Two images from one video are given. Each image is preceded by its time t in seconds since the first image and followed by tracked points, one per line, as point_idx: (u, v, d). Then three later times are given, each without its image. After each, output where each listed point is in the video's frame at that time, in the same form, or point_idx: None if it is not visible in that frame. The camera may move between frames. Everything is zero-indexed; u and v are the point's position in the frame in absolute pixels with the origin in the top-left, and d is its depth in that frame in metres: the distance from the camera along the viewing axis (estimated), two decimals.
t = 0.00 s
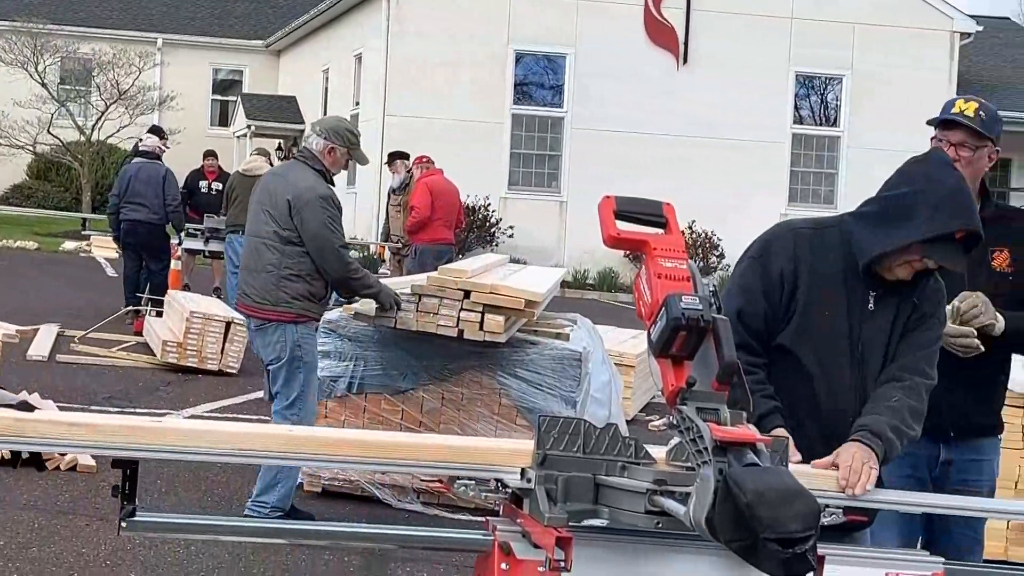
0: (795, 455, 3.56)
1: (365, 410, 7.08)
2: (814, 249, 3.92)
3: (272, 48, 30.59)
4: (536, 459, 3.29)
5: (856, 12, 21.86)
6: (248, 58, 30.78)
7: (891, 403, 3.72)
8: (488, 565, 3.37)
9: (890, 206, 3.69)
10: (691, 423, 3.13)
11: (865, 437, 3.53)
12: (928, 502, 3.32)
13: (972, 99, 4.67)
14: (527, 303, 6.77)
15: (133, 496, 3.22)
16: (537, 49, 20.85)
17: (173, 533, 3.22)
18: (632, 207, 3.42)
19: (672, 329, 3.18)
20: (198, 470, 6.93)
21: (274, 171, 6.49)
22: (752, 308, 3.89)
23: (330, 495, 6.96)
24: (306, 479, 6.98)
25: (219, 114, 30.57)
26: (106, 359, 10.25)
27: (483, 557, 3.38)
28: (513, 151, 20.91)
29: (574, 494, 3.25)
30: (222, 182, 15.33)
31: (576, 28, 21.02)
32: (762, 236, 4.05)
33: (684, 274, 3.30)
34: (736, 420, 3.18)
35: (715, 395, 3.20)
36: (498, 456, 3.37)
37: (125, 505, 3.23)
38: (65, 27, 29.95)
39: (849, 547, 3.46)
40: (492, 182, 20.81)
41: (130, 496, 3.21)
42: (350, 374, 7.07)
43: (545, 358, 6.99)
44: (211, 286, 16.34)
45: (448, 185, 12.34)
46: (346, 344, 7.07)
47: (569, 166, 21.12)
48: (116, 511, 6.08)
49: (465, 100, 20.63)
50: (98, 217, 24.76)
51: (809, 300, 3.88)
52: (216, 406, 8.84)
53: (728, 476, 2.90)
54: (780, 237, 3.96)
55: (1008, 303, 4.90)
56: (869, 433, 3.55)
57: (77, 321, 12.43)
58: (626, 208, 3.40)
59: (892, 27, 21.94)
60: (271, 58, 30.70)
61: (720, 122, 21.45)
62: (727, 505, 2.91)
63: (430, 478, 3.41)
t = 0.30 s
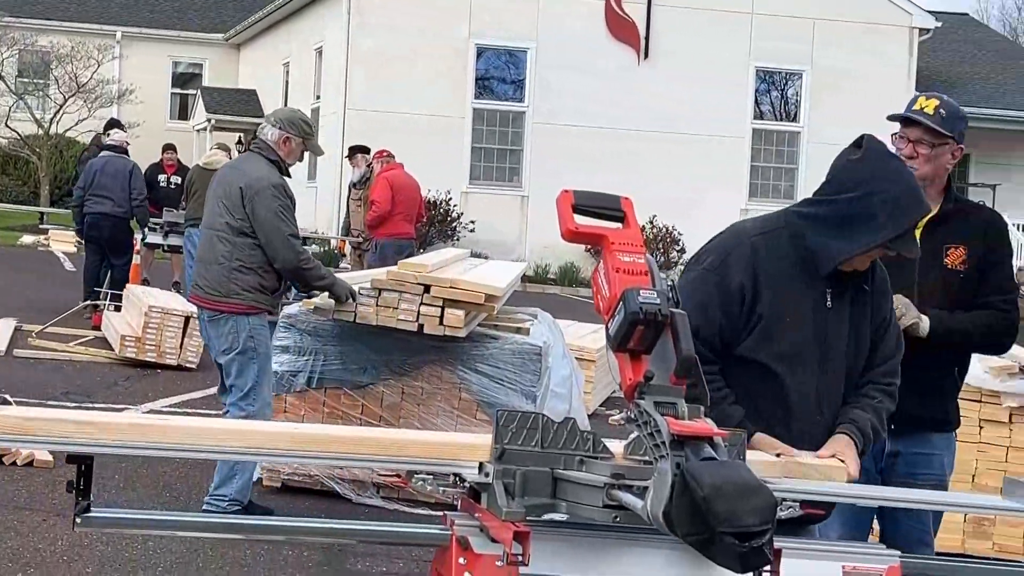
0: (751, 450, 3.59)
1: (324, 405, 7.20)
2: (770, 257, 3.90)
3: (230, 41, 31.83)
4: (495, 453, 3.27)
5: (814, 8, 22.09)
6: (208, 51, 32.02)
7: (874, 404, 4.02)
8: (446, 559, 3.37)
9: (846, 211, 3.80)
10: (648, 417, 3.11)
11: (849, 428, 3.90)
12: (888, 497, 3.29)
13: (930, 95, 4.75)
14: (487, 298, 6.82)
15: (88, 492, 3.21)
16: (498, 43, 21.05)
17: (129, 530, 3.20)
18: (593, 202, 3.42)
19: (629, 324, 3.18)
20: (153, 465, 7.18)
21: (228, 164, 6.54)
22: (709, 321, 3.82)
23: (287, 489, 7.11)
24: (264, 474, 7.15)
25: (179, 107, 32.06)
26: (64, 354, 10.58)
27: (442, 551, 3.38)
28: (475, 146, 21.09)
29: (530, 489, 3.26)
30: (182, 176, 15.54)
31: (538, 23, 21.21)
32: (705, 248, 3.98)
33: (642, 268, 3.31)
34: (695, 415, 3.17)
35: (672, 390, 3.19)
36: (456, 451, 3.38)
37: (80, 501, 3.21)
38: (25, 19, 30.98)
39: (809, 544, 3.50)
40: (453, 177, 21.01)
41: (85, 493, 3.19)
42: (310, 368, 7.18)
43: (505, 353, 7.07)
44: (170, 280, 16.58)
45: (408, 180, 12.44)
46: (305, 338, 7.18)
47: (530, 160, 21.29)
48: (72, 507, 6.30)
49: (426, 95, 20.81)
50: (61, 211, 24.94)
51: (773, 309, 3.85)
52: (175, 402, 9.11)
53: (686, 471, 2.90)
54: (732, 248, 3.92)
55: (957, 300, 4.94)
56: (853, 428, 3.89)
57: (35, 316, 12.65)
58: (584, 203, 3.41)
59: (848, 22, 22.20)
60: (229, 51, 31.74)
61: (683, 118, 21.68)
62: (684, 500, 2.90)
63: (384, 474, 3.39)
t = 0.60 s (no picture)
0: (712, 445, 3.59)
1: (289, 400, 7.22)
2: (759, 255, 3.80)
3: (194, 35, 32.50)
4: (458, 448, 3.28)
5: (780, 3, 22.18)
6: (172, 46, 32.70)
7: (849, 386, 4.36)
8: (411, 554, 3.35)
9: (822, 205, 3.81)
10: (611, 411, 3.11)
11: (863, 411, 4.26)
12: (849, 491, 3.30)
13: (903, 94, 4.75)
14: (451, 293, 7.09)
15: (49, 487, 3.19)
16: (463, 37, 21.15)
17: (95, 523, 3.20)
18: (554, 196, 3.42)
19: (593, 318, 3.19)
20: (118, 461, 7.23)
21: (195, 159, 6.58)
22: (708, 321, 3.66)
23: (252, 484, 7.15)
24: (228, 470, 7.16)
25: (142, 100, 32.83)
26: (26, 349, 10.61)
27: (406, 547, 3.36)
28: (440, 140, 21.19)
29: (495, 483, 3.27)
30: (145, 170, 15.61)
31: (503, 16, 21.28)
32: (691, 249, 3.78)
33: (606, 262, 3.32)
34: (657, 409, 3.18)
35: (634, 384, 3.20)
36: (420, 445, 3.38)
37: (40, 495, 3.20)
38: None
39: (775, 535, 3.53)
40: (417, 171, 21.14)
41: (46, 488, 3.18)
42: (275, 363, 7.21)
43: (470, 347, 7.21)
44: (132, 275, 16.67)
45: (373, 174, 12.40)
46: (269, 333, 7.20)
47: (495, 153, 21.40)
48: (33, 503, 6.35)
49: (392, 88, 20.92)
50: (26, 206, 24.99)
51: (771, 307, 3.80)
52: (138, 396, 9.18)
53: (648, 465, 2.89)
54: (723, 248, 3.76)
55: (918, 293, 4.99)
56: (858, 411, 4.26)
57: None
58: (548, 196, 3.41)
59: (813, 18, 22.27)
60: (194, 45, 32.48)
61: (651, 114, 21.81)
62: (647, 493, 2.89)
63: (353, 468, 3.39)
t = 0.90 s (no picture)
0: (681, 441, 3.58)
1: (258, 396, 7.20)
2: (729, 248, 3.82)
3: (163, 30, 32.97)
4: (428, 445, 3.27)
5: None
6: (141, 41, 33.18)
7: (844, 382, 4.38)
8: (380, 552, 3.33)
9: (803, 200, 3.80)
10: (580, 407, 3.10)
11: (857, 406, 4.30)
12: (817, 485, 3.30)
13: (884, 97, 4.75)
14: (422, 289, 7.10)
15: (17, 485, 3.18)
16: (434, 33, 21.14)
17: (62, 522, 3.18)
18: (527, 192, 3.43)
19: (562, 315, 3.19)
20: (90, 458, 7.27)
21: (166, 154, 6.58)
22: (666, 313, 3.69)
23: (222, 481, 7.19)
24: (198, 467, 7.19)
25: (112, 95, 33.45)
26: None
27: (377, 544, 3.34)
28: (411, 136, 21.23)
29: (464, 479, 3.26)
30: (114, 166, 15.63)
31: (472, 12, 21.28)
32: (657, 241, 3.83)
33: (576, 259, 3.32)
34: (627, 405, 3.16)
35: (604, 380, 3.19)
36: (388, 442, 3.38)
37: (8, 494, 3.18)
38: None
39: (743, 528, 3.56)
40: (388, 167, 21.17)
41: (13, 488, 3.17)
42: (244, 359, 7.18)
43: (441, 344, 7.24)
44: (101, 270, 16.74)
45: (343, 170, 12.37)
46: (239, 330, 7.19)
47: (465, 151, 21.45)
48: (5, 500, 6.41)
49: (364, 85, 20.97)
50: None
51: (738, 302, 3.80)
52: (108, 393, 9.21)
53: (618, 460, 2.86)
54: (688, 240, 3.79)
55: (898, 290, 5.04)
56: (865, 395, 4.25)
57: None
58: (518, 192, 3.41)
59: (783, 15, 22.34)
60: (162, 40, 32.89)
61: (624, 110, 21.85)
62: (617, 488, 2.86)
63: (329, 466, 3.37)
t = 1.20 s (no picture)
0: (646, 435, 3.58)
1: (223, 391, 7.26)
2: (663, 239, 3.87)
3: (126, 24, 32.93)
4: (393, 439, 3.26)
5: None
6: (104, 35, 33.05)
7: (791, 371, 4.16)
8: (345, 546, 3.30)
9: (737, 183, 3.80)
10: (546, 401, 3.09)
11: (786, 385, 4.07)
12: (780, 479, 3.32)
13: (877, 114, 4.66)
14: (388, 283, 7.06)
15: None
16: (399, 28, 21.19)
17: (19, 516, 3.15)
18: (492, 187, 3.43)
19: (527, 308, 3.18)
20: (53, 453, 7.25)
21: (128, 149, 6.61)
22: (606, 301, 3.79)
23: (186, 476, 7.20)
24: (162, 462, 7.21)
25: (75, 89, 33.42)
26: None
27: (341, 539, 3.31)
28: (378, 130, 21.23)
29: (430, 474, 3.25)
30: (77, 160, 15.56)
31: (437, 6, 21.32)
32: (595, 233, 3.92)
33: (541, 253, 3.31)
34: (592, 398, 3.16)
35: (568, 374, 3.19)
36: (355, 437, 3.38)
37: None
38: None
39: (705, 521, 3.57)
40: (354, 161, 21.17)
41: None
42: (209, 354, 7.25)
43: (406, 338, 7.24)
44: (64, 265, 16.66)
45: (309, 165, 12.36)
46: (203, 324, 7.25)
47: (432, 145, 21.43)
48: None
49: (331, 79, 20.93)
50: None
51: (667, 289, 3.82)
52: (70, 387, 9.19)
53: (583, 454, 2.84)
54: (622, 231, 3.87)
55: (868, 289, 4.91)
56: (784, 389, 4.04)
57: None
58: (483, 187, 3.42)
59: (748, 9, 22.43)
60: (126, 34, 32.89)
61: (592, 104, 21.87)
62: (583, 482, 2.83)
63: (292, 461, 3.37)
